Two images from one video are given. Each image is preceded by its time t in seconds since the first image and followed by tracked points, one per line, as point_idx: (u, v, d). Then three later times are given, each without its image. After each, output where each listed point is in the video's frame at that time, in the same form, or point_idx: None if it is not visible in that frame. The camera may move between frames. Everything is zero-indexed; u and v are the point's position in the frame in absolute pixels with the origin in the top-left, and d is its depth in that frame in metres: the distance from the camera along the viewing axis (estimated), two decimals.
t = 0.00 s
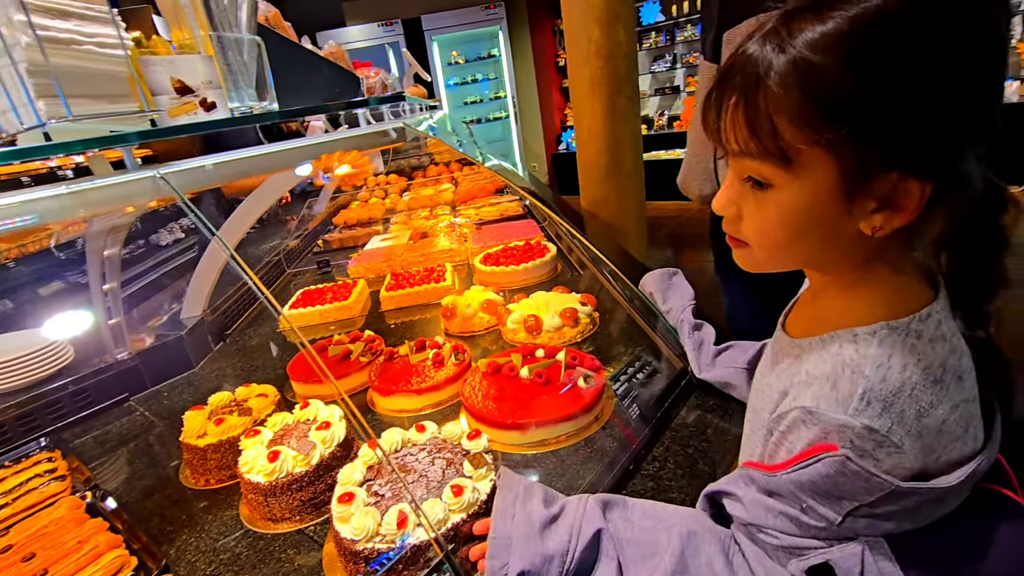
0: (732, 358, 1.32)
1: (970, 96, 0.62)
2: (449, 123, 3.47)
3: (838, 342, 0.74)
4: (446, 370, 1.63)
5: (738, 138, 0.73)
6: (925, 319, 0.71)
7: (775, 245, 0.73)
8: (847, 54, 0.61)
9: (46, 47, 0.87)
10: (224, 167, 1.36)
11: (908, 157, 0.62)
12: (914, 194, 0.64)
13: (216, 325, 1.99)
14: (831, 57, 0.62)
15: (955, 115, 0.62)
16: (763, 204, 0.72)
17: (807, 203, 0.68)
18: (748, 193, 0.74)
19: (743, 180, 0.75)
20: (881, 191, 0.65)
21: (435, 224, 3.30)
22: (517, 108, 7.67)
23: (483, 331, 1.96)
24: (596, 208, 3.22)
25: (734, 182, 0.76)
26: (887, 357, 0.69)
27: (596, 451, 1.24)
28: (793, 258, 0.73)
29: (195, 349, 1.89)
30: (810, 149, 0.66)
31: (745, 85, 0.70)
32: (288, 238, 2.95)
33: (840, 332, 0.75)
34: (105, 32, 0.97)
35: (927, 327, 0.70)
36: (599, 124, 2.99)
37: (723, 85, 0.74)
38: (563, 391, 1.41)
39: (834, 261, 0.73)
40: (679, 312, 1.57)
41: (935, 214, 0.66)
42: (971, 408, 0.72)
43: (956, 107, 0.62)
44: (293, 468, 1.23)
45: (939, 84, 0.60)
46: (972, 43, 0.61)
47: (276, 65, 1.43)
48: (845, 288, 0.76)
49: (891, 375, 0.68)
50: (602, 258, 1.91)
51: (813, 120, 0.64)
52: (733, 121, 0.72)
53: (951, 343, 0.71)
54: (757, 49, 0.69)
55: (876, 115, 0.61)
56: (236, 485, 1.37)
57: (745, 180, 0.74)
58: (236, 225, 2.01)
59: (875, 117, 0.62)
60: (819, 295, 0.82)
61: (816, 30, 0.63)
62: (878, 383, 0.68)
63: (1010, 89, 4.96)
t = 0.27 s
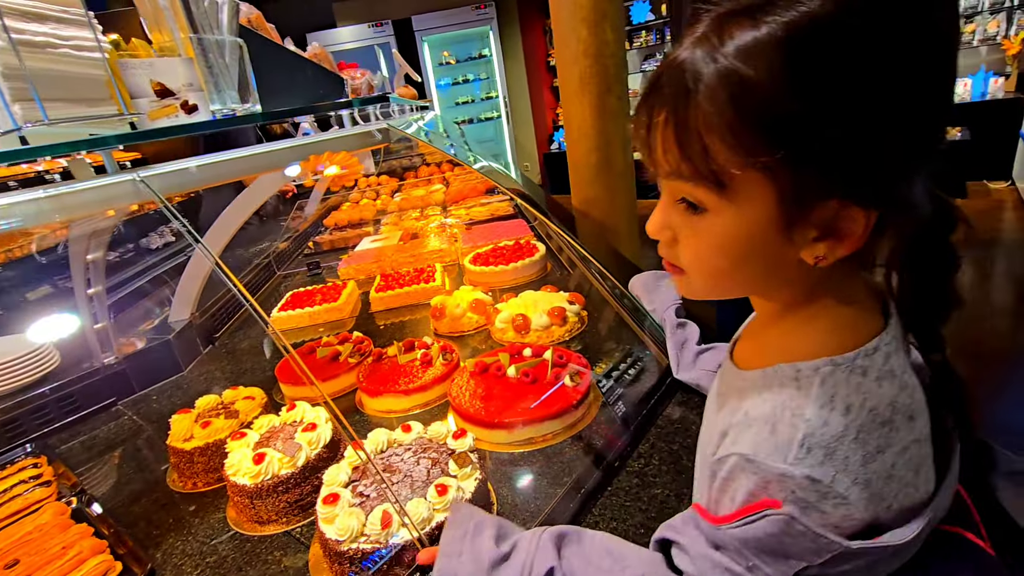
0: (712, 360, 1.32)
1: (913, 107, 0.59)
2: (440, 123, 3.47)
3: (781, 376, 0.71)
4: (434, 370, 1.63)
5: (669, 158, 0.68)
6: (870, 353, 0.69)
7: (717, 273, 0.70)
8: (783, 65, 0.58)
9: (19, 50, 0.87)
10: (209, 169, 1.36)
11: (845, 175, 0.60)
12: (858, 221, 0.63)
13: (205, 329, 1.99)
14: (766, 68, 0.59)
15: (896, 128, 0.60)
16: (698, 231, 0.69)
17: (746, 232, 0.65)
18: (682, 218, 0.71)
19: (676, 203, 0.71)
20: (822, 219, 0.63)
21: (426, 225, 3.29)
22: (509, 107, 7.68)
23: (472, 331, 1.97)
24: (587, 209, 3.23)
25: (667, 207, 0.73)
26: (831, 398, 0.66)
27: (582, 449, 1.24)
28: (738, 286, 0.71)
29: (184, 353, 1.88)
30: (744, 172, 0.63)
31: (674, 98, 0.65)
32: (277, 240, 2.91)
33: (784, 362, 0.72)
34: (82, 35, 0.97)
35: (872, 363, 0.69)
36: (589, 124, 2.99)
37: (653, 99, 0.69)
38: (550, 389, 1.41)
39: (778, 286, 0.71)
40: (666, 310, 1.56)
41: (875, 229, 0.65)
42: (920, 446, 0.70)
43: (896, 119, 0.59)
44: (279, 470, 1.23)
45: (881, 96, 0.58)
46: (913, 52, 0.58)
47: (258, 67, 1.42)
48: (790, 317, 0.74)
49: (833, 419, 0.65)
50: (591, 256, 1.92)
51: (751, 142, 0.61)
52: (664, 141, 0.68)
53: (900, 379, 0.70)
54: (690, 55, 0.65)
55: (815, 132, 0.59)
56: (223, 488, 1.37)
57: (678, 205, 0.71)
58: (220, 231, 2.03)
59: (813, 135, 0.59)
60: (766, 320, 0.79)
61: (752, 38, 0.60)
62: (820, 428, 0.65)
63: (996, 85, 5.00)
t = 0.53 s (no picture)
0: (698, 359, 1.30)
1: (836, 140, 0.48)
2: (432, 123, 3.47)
3: (695, 466, 0.61)
4: (426, 369, 1.64)
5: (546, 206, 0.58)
6: (801, 440, 0.60)
7: (615, 343, 0.61)
8: (671, 89, 0.47)
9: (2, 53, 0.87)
10: (197, 170, 1.35)
11: (750, 231, 0.49)
12: (776, 290, 0.53)
13: (197, 331, 1.98)
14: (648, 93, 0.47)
15: (814, 165, 0.48)
16: (591, 294, 0.59)
17: (636, 302, 0.56)
18: (573, 276, 0.62)
19: (564, 257, 0.62)
20: (729, 286, 0.53)
21: (419, 224, 3.29)
22: (502, 106, 7.68)
23: (465, 330, 1.97)
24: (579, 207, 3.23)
25: (559, 259, 0.64)
26: (749, 505, 0.58)
27: (573, 446, 1.24)
28: (641, 355, 0.61)
29: (176, 355, 1.87)
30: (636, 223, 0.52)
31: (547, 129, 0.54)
32: (270, 241, 2.91)
33: (700, 448, 0.63)
34: (65, 36, 0.95)
35: (803, 453, 0.59)
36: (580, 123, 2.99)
37: (528, 130, 0.58)
38: (541, 386, 1.42)
39: (685, 354, 0.61)
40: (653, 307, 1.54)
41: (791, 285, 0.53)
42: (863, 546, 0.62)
43: (814, 157, 0.48)
44: (271, 470, 1.23)
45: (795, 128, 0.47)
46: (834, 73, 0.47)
47: (245, 67, 1.42)
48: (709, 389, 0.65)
49: (751, 533, 0.57)
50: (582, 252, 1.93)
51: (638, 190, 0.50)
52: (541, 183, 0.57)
53: (838, 469, 0.61)
54: (569, 69, 0.53)
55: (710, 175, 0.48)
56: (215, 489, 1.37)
57: (566, 259, 0.62)
58: (211, 231, 2.02)
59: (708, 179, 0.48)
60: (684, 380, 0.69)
61: (635, 53, 0.48)
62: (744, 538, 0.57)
63: (985, 81, 5.02)
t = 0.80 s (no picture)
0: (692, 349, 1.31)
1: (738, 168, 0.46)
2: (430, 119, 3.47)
3: (623, 541, 0.68)
4: (428, 363, 1.65)
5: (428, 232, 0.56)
6: (737, 518, 0.62)
7: (531, 420, 0.64)
8: (540, 132, 0.46)
9: (9, 49, 0.88)
10: (198, 166, 1.37)
11: (644, 287, 0.49)
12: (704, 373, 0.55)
13: (199, 328, 1.95)
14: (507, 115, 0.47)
15: (698, 214, 0.46)
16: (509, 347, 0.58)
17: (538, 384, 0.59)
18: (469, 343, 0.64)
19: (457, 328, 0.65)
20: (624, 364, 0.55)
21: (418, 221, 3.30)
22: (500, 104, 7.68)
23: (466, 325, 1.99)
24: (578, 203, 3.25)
25: (447, 327, 0.67)
26: None
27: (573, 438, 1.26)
28: (553, 427, 0.64)
29: (178, 351, 1.87)
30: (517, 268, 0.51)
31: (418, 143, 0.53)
32: (269, 239, 2.91)
33: (630, 523, 0.69)
34: (70, 33, 0.98)
35: (740, 535, 0.61)
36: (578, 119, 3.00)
37: (400, 182, 0.56)
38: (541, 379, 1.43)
39: (591, 425, 0.63)
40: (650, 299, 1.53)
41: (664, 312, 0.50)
42: None
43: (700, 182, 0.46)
44: (275, 462, 1.25)
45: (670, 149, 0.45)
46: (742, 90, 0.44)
47: (247, 63, 1.43)
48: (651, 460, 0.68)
49: None
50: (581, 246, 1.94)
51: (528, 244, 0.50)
52: (424, 249, 0.56)
53: (781, 551, 0.61)
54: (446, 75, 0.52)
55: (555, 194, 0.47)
56: (220, 483, 1.38)
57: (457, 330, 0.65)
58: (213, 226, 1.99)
59: (559, 197, 0.46)
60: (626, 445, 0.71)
61: (503, 72, 0.48)
62: None
63: (981, 76, 5.04)
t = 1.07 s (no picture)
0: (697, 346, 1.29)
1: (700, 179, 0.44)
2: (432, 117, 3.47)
3: None
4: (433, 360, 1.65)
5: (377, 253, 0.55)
6: (728, 555, 0.63)
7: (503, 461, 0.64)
8: (483, 144, 0.44)
9: (18, 44, 0.87)
10: (204, 162, 1.36)
11: (598, 308, 0.47)
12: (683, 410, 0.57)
13: (203, 325, 1.96)
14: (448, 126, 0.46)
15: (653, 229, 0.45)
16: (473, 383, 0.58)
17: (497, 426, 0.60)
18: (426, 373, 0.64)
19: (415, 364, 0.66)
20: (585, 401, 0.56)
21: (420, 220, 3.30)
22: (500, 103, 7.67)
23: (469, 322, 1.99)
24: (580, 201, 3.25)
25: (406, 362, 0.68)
26: None
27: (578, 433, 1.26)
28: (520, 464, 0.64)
29: (182, 349, 1.87)
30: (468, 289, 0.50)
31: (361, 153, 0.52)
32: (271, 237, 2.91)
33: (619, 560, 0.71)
34: (78, 28, 0.97)
35: None
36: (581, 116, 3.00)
37: (347, 200, 0.55)
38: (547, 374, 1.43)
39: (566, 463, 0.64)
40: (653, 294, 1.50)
41: (623, 329, 0.48)
42: None
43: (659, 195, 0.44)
44: (282, 458, 1.25)
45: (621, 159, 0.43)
46: (690, 107, 0.43)
47: (251, 58, 1.44)
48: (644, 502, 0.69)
49: None
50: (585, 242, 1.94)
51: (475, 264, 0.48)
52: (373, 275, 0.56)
53: None
54: (392, 81, 0.50)
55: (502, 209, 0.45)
56: (226, 479, 1.38)
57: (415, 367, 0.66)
58: (218, 223, 1.99)
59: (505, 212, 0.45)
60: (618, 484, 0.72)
61: (446, 81, 0.47)
62: None
63: (984, 73, 5.03)
